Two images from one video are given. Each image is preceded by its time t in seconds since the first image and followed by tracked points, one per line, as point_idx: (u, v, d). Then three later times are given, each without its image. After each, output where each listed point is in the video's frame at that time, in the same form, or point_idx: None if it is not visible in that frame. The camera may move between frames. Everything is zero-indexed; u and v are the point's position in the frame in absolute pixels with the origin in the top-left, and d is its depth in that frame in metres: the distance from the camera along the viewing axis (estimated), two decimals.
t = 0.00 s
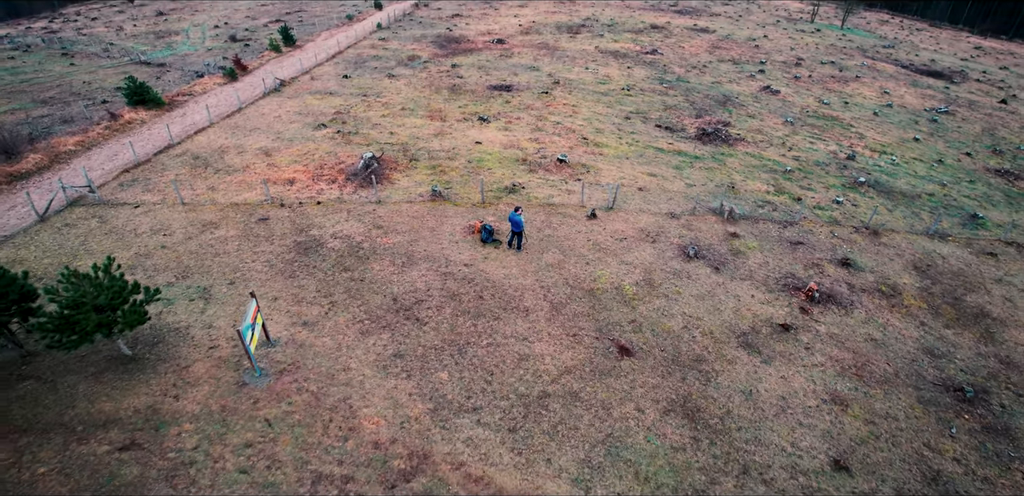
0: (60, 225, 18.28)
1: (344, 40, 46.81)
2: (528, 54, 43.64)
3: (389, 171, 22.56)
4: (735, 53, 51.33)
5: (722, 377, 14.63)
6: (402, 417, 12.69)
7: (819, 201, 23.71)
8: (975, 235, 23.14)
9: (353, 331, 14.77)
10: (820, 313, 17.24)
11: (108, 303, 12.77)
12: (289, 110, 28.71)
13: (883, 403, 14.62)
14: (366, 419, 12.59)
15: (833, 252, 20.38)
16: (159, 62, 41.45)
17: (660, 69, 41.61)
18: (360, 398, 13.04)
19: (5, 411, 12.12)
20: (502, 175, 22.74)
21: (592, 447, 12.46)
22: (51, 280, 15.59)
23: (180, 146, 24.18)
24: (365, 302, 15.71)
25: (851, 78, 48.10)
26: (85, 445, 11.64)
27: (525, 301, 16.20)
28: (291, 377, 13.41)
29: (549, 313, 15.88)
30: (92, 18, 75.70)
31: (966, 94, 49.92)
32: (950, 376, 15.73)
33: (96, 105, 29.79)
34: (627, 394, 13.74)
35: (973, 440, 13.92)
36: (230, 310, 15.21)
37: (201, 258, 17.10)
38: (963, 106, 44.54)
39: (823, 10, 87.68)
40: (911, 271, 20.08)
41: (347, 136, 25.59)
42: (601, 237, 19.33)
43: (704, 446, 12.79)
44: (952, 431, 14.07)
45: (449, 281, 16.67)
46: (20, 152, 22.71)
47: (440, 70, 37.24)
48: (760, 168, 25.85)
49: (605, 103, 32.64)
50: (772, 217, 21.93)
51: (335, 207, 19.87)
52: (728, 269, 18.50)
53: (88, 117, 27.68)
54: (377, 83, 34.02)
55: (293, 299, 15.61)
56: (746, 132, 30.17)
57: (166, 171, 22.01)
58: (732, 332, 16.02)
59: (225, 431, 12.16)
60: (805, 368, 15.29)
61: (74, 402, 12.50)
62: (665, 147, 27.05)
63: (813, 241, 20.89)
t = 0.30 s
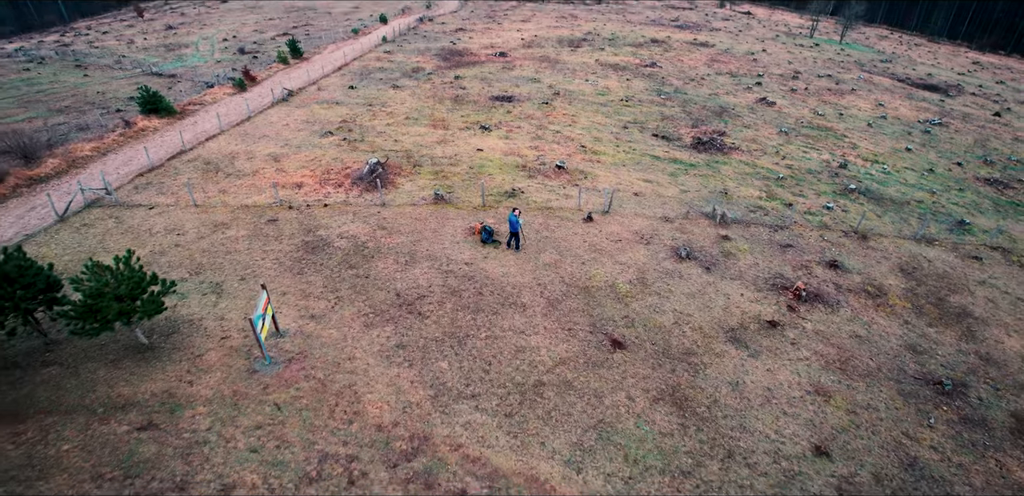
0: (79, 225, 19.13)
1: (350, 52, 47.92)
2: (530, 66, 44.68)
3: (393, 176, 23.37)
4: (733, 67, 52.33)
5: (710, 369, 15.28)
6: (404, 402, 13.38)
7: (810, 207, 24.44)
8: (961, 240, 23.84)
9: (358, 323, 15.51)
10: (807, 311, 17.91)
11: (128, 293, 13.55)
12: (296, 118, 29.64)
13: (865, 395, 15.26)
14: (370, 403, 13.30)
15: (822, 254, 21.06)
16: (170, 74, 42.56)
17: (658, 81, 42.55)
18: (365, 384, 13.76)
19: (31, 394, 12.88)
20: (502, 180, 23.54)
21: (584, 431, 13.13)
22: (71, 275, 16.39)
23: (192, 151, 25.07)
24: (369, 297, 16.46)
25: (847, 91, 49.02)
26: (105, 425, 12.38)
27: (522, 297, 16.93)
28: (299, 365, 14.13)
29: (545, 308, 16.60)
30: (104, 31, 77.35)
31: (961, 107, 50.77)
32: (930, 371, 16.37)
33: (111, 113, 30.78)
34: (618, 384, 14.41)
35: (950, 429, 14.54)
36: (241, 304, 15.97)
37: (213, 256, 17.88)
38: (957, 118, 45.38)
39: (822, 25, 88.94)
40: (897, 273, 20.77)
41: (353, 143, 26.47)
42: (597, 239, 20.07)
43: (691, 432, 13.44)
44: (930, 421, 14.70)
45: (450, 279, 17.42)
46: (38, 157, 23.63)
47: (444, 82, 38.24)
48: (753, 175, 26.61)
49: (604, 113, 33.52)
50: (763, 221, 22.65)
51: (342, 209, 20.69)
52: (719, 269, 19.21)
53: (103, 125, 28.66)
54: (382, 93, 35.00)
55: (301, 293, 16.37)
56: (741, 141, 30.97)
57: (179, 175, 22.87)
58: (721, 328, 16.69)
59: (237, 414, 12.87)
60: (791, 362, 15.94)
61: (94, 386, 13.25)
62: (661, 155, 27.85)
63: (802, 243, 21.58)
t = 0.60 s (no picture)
0: (97, 226, 20.07)
1: (355, 64, 49.08)
2: (531, 78, 45.78)
3: (397, 181, 24.27)
4: (730, 79, 53.39)
5: (697, 362, 16.02)
6: (405, 389, 14.17)
7: (800, 212, 25.27)
8: (946, 245, 24.64)
9: (363, 317, 16.34)
10: (792, 310, 18.66)
11: (148, 285, 14.45)
12: (304, 126, 30.64)
13: (845, 387, 16.00)
14: (374, 390, 14.10)
15: (809, 257, 21.83)
16: (180, 84, 43.69)
17: (657, 93, 43.57)
18: (368, 372, 14.57)
19: (55, 379, 13.72)
20: (502, 185, 24.43)
21: (575, 417, 13.89)
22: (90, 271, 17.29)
23: (203, 157, 26.03)
24: (374, 293, 17.30)
25: (842, 103, 49.98)
26: (126, 409, 13.22)
27: (519, 294, 17.75)
28: (307, 355, 14.95)
29: (541, 305, 17.41)
30: (114, 44, 78.94)
31: (955, 119, 51.74)
32: (909, 366, 17.12)
33: (124, 122, 31.83)
34: (609, 374, 15.19)
35: (926, 420, 15.30)
36: (252, 298, 16.81)
37: (225, 254, 18.76)
38: (949, 130, 46.31)
39: (821, 39, 90.23)
40: (881, 275, 21.55)
41: (358, 150, 27.43)
42: (592, 241, 20.91)
43: (677, 419, 14.18)
44: (906, 412, 15.46)
45: (450, 277, 18.25)
46: (57, 162, 24.63)
47: (447, 93, 39.30)
48: (745, 183, 27.44)
49: (602, 123, 34.49)
50: (753, 226, 23.44)
51: (348, 211, 21.59)
52: (708, 270, 20.02)
53: (117, 132, 29.70)
54: (387, 103, 36.04)
55: (309, 289, 17.22)
56: (734, 151, 31.84)
57: (192, 180, 23.82)
58: (709, 324, 17.47)
59: (248, 399, 13.67)
60: (775, 356, 16.67)
61: (115, 372, 14.11)
62: (656, 163, 28.73)
63: (791, 247, 22.35)
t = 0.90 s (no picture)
0: (113, 227, 21.01)
1: (359, 75, 50.24)
2: (530, 89, 46.89)
3: (400, 186, 25.21)
4: (726, 90, 54.48)
5: (685, 355, 16.85)
6: (408, 378, 15.01)
7: (789, 217, 26.15)
8: (930, 249, 25.53)
9: (368, 312, 17.21)
10: (778, 308, 19.50)
11: (166, 279, 15.29)
12: (310, 134, 31.64)
13: (826, 380, 16.80)
14: (378, 379, 14.94)
15: (797, 259, 22.68)
16: (188, 94, 44.82)
17: (653, 103, 44.63)
18: (373, 363, 15.42)
19: (79, 367, 14.58)
20: (501, 191, 25.35)
21: (568, 405, 14.72)
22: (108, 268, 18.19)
23: (213, 163, 27.00)
24: (378, 290, 18.18)
25: (836, 114, 51.01)
26: (146, 394, 14.08)
27: (517, 291, 18.62)
28: (315, 346, 15.80)
29: (537, 301, 18.28)
30: (122, 55, 80.38)
31: (947, 130, 52.74)
32: (888, 361, 17.95)
33: (136, 129, 32.87)
34: (601, 366, 16.03)
35: (902, 410, 16.13)
36: (263, 294, 17.71)
37: (236, 254, 19.65)
38: (940, 140, 47.32)
39: (818, 51, 91.62)
40: (866, 276, 22.40)
41: (363, 157, 28.41)
42: (587, 243, 21.80)
43: (665, 408, 15.00)
44: (884, 403, 16.28)
45: (451, 275, 19.13)
46: (73, 167, 25.60)
47: (449, 102, 40.36)
48: (737, 189, 28.36)
49: (599, 132, 35.49)
50: (743, 229, 24.32)
51: (353, 214, 22.51)
52: (698, 270, 20.89)
53: (129, 139, 30.70)
54: (390, 113, 37.09)
55: (316, 287, 18.09)
56: (727, 159, 32.79)
57: (203, 184, 24.75)
58: (697, 321, 18.30)
59: (260, 386, 14.51)
60: (760, 350, 17.49)
61: (135, 361, 14.98)
62: (651, 170, 29.67)
63: (779, 249, 23.21)
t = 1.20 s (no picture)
0: (130, 228, 21.99)
1: (362, 85, 51.40)
2: (530, 99, 48.01)
3: (403, 191, 26.20)
4: (722, 100, 55.61)
5: (675, 349, 17.74)
6: (412, 368, 15.90)
7: (778, 221, 27.10)
8: (914, 251, 26.49)
9: (374, 307, 18.14)
10: (765, 305, 20.40)
11: (185, 273, 16.20)
12: (315, 142, 32.66)
13: (810, 372, 17.67)
14: (384, 368, 15.84)
15: (784, 260, 23.60)
16: (196, 103, 45.93)
17: (650, 112, 45.73)
18: (379, 354, 16.33)
19: (103, 357, 15.51)
20: (501, 195, 26.34)
21: (564, 393, 15.60)
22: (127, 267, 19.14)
23: (223, 169, 27.99)
24: (383, 287, 19.10)
25: (829, 123, 52.12)
26: (166, 382, 14.98)
27: (516, 289, 19.55)
28: (324, 338, 16.71)
29: (535, 298, 19.21)
30: (128, 66, 81.76)
31: (938, 139, 53.83)
32: (869, 355, 18.85)
33: (147, 137, 33.91)
34: (595, 358, 16.92)
35: (880, 400, 17.02)
36: (274, 290, 18.65)
37: (247, 254, 20.59)
38: (931, 149, 48.42)
39: (813, 62, 93.03)
40: (851, 277, 23.33)
41: (367, 163, 29.40)
42: (583, 244, 22.75)
43: (654, 396, 15.89)
44: (863, 393, 17.17)
45: (453, 274, 20.05)
46: (89, 173, 26.60)
47: (450, 112, 41.46)
48: (729, 194, 29.33)
49: (596, 140, 36.54)
50: (734, 232, 25.27)
51: (358, 217, 23.46)
52: (689, 270, 21.84)
53: (141, 146, 31.76)
54: (393, 121, 38.15)
55: (325, 284, 19.03)
56: (720, 166, 33.80)
57: (213, 189, 25.71)
58: (687, 317, 19.20)
59: (273, 375, 15.41)
60: (747, 345, 18.37)
61: (155, 351, 15.89)
62: (646, 176, 30.66)
63: (768, 251, 24.13)
